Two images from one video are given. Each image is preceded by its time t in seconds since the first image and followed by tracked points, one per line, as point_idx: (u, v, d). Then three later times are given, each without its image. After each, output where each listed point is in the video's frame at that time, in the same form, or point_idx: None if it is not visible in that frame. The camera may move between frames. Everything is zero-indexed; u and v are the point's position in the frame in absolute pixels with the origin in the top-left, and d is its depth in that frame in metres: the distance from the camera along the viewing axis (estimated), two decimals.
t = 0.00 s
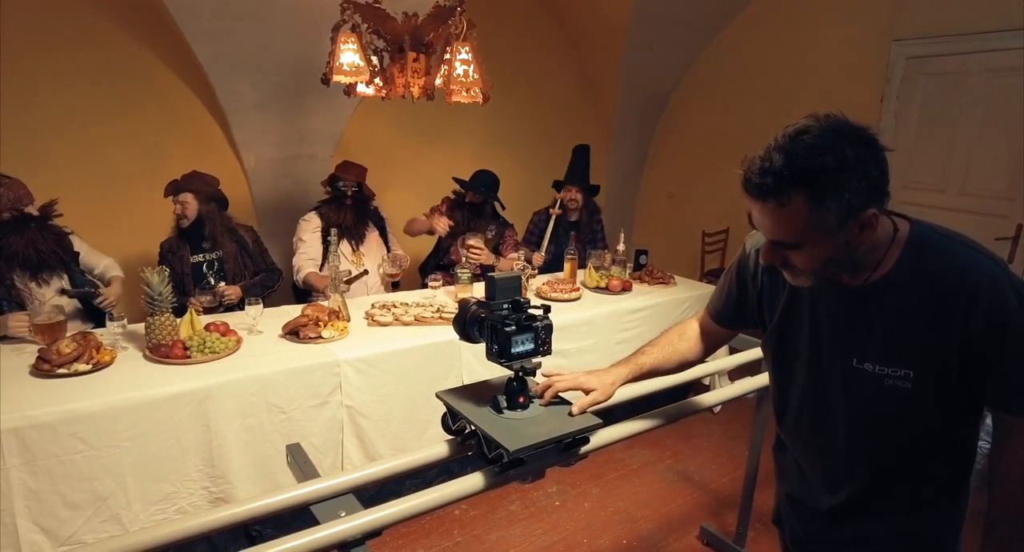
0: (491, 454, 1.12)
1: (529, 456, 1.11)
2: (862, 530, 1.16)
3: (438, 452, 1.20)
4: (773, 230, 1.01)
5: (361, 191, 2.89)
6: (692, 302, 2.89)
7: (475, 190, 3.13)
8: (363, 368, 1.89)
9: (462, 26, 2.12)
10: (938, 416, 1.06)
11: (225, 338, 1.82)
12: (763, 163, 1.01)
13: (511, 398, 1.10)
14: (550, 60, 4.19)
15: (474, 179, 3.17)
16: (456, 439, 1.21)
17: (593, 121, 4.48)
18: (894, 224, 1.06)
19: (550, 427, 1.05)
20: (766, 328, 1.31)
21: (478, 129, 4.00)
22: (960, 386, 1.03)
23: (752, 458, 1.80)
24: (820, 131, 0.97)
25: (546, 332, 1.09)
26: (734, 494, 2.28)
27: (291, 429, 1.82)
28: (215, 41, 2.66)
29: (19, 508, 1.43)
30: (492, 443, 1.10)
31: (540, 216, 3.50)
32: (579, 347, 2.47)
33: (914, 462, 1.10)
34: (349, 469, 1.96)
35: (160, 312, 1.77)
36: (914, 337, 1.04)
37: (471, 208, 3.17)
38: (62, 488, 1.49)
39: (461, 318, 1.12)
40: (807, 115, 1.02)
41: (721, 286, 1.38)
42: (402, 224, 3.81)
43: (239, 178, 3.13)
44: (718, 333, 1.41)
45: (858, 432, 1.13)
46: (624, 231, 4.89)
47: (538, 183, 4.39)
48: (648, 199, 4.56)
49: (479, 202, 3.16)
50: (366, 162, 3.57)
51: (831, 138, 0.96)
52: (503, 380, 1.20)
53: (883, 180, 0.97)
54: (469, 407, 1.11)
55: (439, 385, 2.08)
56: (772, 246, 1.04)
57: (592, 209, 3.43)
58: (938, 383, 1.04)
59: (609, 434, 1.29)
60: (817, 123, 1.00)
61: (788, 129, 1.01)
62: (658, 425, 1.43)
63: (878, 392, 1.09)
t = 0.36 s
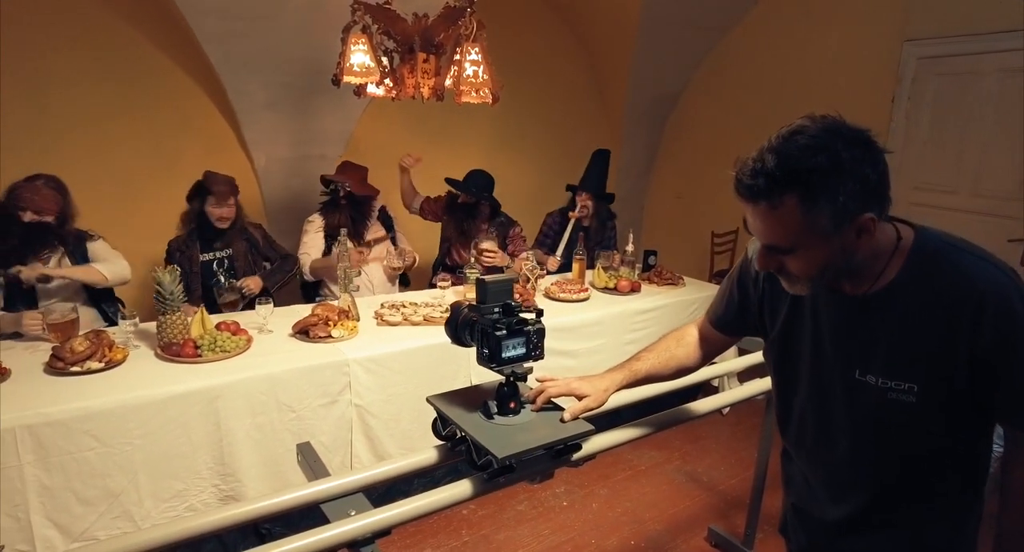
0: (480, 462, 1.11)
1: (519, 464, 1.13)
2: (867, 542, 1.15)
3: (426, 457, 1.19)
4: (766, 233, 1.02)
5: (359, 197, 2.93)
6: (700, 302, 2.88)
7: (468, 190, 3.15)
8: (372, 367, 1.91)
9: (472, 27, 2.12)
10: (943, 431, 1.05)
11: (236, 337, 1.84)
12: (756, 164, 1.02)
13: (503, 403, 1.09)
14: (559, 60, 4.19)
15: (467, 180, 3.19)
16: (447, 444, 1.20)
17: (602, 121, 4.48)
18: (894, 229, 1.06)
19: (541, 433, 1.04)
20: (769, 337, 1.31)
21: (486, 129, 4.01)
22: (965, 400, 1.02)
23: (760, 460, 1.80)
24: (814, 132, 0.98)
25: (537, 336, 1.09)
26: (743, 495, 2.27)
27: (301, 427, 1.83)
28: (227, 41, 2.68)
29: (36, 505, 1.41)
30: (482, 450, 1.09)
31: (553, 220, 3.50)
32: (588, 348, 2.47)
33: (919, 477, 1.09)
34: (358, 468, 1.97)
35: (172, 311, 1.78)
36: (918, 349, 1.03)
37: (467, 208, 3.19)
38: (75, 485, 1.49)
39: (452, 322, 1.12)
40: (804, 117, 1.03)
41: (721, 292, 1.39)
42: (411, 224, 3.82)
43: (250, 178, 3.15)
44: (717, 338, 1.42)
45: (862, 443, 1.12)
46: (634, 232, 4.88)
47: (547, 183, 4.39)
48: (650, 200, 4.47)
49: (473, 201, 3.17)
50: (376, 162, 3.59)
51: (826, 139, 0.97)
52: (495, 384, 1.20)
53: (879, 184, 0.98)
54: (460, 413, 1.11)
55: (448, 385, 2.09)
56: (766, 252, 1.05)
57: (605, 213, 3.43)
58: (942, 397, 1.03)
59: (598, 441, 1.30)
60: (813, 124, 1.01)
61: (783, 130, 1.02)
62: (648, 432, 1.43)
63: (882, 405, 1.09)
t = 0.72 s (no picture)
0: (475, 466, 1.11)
1: (513, 468, 1.11)
2: None
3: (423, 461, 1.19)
4: (766, 237, 1.01)
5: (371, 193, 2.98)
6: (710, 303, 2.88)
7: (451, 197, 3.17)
8: (383, 366, 1.92)
9: (483, 28, 2.12)
10: (949, 440, 1.04)
11: (248, 336, 1.85)
12: (756, 167, 1.00)
13: (499, 407, 1.09)
14: (569, 60, 4.19)
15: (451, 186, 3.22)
16: (442, 449, 1.20)
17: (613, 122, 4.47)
18: (899, 236, 1.05)
19: (537, 438, 1.04)
20: (773, 343, 1.30)
21: (496, 129, 4.01)
22: (972, 410, 1.01)
23: (771, 461, 1.80)
24: (815, 136, 0.97)
25: (534, 338, 1.09)
26: (753, 497, 2.27)
27: (311, 425, 1.85)
28: (238, 43, 2.70)
29: (52, 499, 1.47)
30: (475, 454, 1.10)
31: (563, 221, 3.49)
32: (598, 348, 2.47)
33: (926, 488, 1.09)
34: (368, 466, 1.98)
35: (185, 310, 1.80)
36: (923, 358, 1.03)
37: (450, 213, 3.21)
38: (91, 481, 1.52)
39: (448, 324, 1.13)
40: (807, 120, 1.02)
41: (723, 296, 1.37)
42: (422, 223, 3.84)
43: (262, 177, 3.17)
44: (718, 342, 1.39)
45: (868, 452, 1.12)
46: (645, 232, 4.87)
47: (557, 183, 4.38)
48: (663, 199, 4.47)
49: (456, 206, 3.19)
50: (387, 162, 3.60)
51: (827, 142, 0.96)
52: (491, 388, 1.19)
53: (881, 188, 0.97)
54: (455, 417, 1.11)
55: (458, 384, 2.10)
56: (767, 258, 1.03)
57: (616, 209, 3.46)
58: (949, 406, 1.03)
59: (600, 444, 1.31)
60: (815, 128, 0.99)
61: (784, 133, 1.01)
62: (644, 437, 1.42)
63: (888, 414, 1.08)
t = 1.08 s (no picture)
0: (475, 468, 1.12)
1: (514, 471, 1.12)
2: None
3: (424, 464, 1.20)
4: (775, 243, 1.01)
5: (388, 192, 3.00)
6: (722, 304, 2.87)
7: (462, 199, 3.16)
8: (396, 365, 1.93)
9: (497, 30, 2.12)
10: (962, 450, 1.04)
11: (262, 335, 1.87)
12: (764, 172, 1.01)
13: (499, 409, 1.10)
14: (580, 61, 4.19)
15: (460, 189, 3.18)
16: (443, 450, 1.21)
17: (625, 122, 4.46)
18: (912, 241, 1.04)
19: (538, 440, 1.04)
20: (785, 347, 1.30)
21: (507, 129, 4.01)
22: (985, 420, 1.01)
23: (783, 463, 1.80)
24: (825, 141, 0.97)
25: (535, 341, 1.09)
26: (764, 498, 2.26)
27: (324, 424, 1.86)
28: (251, 44, 2.72)
29: (70, 494, 1.50)
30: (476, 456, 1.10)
31: (570, 213, 3.48)
32: (609, 348, 2.48)
33: (939, 496, 1.08)
34: (381, 464, 2.00)
35: (200, 308, 1.82)
36: (935, 365, 1.02)
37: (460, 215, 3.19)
38: (108, 477, 1.55)
39: (449, 325, 1.13)
40: (817, 125, 1.02)
41: (733, 299, 1.37)
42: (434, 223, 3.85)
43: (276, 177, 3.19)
44: (724, 345, 1.39)
45: (880, 459, 1.12)
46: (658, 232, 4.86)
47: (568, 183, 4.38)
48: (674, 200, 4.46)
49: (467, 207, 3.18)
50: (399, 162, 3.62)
51: (837, 147, 0.96)
52: (493, 390, 1.20)
53: (891, 194, 0.96)
54: (455, 419, 1.11)
55: (470, 383, 2.11)
56: (775, 263, 1.04)
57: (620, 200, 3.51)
58: (963, 415, 1.02)
59: (602, 447, 1.31)
60: (826, 133, 0.99)
61: (794, 138, 1.01)
62: (649, 440, 1.42)
63: (900, 420, 1.08)
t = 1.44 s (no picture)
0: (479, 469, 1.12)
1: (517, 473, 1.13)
2: None
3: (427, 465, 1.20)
4: (789, 244, 1.00)
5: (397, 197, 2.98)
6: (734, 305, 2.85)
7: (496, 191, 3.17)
8: (408, 364, 1.94)
9: (509, 30, 2.13)
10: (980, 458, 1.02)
11: (276, 333, 1.88)
12: (779, 173, 1.00)
13: (504, 410, 1.10)
14: (592, 61, 4.19)
15: (488, 182, 3.19)
16: (448, 451, 1.21)
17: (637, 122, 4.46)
18: (929, 245, 1.04)
19: (543, 442, 1.05)
20: (799, 350, 1.29)
21: (518, 129, 4.01)
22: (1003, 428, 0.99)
23: (795, 464, 1.79)
24: (841, 142, 0.97)
25: (540, 341, 1.10)
26: (776, 500, 2.25)
27: (337, 422, 1.88)
28: (265, 45, 2.74)
29: (87, 489, 1.52)
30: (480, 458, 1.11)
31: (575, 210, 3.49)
32: (620, 349, 2.47)
33: (955, 504, 1.07)
34: (393, 463, 2.01)
35: (214, 307, 1.84)
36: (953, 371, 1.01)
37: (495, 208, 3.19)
38: (123, 472, 1.57)
39: (454, 325, 1.13)
40: (833, 126, 1.01)
41: (745, 301, 1.37)
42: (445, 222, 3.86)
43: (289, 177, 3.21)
44: (736, 348, 1.39)
45: (896, 465, 1.11)
46: (670, 232, 4.84)
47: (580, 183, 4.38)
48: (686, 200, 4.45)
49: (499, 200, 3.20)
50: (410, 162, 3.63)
51: (852, 148, 0.95)
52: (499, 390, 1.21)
53: (908, 196, 0.96)
54: (459, 420, 1.12)
55: (482, 382, 2.12)
56: (789, 265, 1.03)
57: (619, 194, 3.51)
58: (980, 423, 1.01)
59: (606, 450, 1.31)
60: (841, 134, 0.99)
61: (809, 139, 1.00)
62: (655, 442, 1.42)
63: (917, 426, 1.07)
